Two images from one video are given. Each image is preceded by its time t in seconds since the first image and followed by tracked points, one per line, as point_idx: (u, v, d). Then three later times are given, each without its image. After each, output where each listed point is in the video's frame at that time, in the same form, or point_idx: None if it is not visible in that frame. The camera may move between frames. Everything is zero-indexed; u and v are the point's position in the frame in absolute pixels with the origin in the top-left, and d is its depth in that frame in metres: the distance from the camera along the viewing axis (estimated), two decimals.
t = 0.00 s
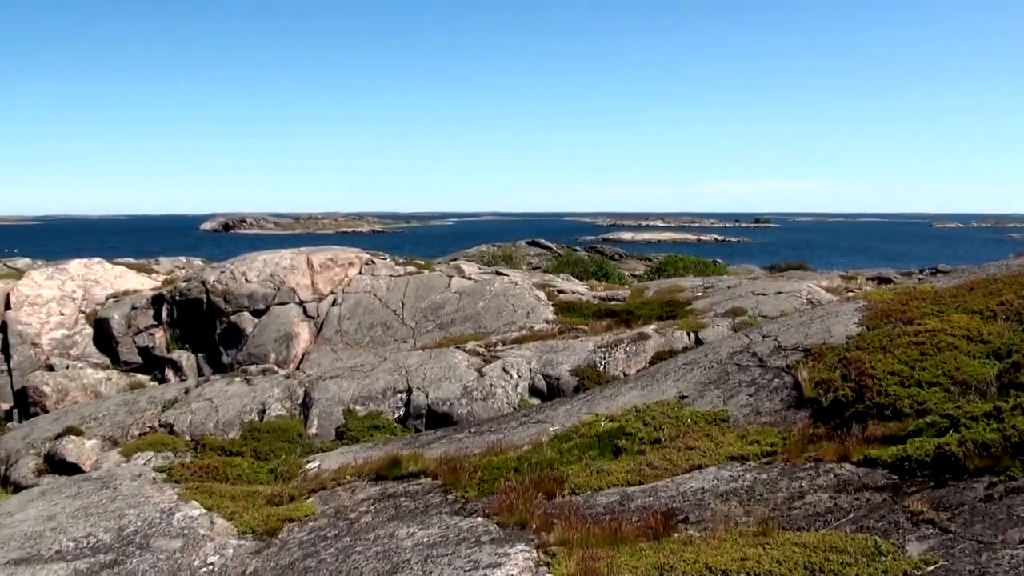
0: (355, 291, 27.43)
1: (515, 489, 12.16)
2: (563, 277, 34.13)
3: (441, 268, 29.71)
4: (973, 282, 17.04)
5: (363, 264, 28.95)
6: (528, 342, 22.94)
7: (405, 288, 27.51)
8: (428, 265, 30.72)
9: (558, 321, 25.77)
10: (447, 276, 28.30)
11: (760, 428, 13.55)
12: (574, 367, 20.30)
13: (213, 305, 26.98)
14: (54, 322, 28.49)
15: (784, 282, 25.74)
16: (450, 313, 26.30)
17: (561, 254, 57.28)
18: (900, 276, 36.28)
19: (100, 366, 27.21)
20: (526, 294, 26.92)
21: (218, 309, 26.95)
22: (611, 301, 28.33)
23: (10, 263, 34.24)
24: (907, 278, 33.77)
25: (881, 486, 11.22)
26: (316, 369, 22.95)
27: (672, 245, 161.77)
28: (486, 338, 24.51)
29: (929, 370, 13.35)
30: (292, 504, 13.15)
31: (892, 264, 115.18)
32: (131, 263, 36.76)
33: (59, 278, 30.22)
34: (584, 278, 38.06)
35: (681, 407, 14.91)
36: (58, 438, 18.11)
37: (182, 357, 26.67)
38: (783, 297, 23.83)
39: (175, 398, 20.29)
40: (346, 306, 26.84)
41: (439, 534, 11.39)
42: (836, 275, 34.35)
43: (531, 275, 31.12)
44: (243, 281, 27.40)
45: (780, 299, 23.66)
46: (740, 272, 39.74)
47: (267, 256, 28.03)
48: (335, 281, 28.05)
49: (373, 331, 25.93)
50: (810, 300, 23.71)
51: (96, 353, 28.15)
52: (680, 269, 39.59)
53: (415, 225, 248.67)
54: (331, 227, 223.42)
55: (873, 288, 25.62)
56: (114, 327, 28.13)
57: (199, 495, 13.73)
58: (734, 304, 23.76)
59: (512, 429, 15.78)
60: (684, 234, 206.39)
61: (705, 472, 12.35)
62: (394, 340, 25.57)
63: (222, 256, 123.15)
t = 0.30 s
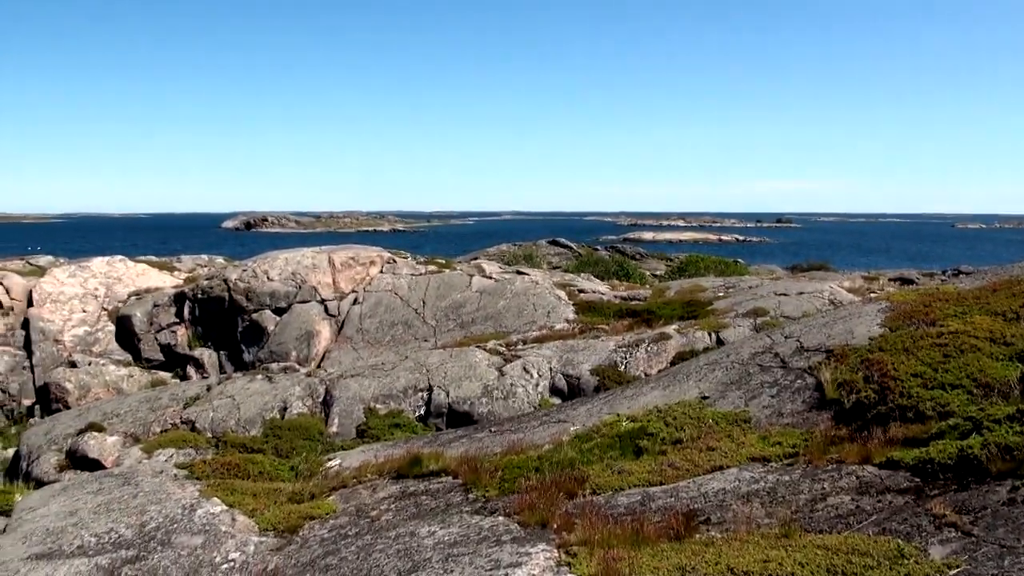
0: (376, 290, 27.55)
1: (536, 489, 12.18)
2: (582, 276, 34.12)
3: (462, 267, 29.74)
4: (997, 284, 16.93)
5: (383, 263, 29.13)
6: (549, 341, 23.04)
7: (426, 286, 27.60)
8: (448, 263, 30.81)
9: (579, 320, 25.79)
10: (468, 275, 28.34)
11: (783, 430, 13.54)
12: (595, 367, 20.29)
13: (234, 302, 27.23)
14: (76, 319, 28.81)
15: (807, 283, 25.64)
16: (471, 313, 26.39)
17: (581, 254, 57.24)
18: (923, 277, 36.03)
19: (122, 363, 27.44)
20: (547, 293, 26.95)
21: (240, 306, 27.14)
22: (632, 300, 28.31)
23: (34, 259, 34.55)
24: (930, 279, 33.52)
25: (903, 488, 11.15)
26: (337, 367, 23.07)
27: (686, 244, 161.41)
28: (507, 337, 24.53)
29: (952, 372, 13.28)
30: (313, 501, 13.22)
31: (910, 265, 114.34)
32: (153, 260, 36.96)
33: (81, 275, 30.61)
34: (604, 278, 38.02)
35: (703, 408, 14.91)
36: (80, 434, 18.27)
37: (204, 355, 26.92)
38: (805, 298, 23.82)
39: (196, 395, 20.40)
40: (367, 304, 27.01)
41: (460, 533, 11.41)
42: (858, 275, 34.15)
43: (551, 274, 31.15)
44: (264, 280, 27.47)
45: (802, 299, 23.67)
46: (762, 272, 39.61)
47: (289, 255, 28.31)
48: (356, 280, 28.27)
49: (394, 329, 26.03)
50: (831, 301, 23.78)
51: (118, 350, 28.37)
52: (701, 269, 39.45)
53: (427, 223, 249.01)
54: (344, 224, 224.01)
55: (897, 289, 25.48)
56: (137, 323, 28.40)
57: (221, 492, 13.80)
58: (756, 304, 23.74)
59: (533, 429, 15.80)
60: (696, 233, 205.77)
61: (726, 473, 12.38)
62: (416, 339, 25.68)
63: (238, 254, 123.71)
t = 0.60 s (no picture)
0: (400, 290, 27.64)
1: (560, 490, 12.20)
2: (605, 277, 34.10)
3: (485, 268, 29.76)
4: None
5: (407, 264, 29.48)
6: (572, 342, 23.11)
7: (450, 287, 27.66)
8: (472, 265, 30.92)
9: (603, 321, 25.79)
10: (491, 276, 28.39)
11: (808, 433, 13.53)
12: (619, 368, 20.40)
13: (259, 302, 27.67)
14: (101, 319, 29.07)
15: (833, 284, 25.50)
16: (494, 313, 26.45)
17: (605, 255, 57.18)
18: (949, 279, 35.72)
19: (146, 362, 27.62)
20: (571, 294, 26.92)
21: (264, 306, 27.59)
22: (656, 302, 28.27)
23: (60, 259, 34.93)
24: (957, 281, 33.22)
25: (929, 492, 11.05)
26: (360, 367, 23.19)
27: (701, 245, 160.76)
28: (531, 338, 24.61)
29: (978, 375, 13.19)
30: (337, 501, 13.28)
31: (932, 266, 113.28)
32: (178, 260, 37.19)
33: (106, 275, 30.80)
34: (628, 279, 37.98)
35: (727, 410, 14.92)
36: (105, 433, 18.43)
37: (229, 355, 27.17)
38: (829, 300, 23.79)
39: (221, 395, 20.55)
40: (391, 304, 27.02)
41: (483, 534, 11.43)
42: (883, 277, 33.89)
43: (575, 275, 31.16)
44: (289, 281, 28.04)
45: (827, 301, 23.65)
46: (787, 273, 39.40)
47: (313, 256, 28.85)
48: (380, 281, 28.60)
49: (418, 330, 26.11)
50: (856, 303, 23.73)
51: (142, 350, 28.60)
52: (725, 270, 39.28)
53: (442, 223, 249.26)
54: (360, 224, 224.64)
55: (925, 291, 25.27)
56: (161, 323, 28.65)
57: (245, 491, 13.87)
58: (781, 307, 23.69)
59: (556, 430, 15.84)
60: (711, 234, 205.00)
61: (751, 476, 12.41)
62: (439, 339, 25.76)
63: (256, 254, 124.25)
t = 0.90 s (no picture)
0: (425, 291, 27.78)
1: (586, 492, 12.22)
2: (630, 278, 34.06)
3: (509, 270, 29.82)
4: None
5: (433, 265, 29.69)
6: (598, 344, 23.19)
7: (475, 288, 27.76)
8: (497, 266, 31.06)
9: (628, 323, 25.77)
10: (515, 277, 28.43)
11: (835, 436, 13.51)
12: (645, 369, 20.37)
13: (285, 303, 28.07)
14: (128, 319, 29.48)
15: (861, 287, 25.35)
16: (519, 314, 26.50)
17: (630, 256, 57.08)
18: (978, 281, 35.33)
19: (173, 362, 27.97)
20: (596, 295, 26.88)
21: (290, 307, 27.97)
22: (681, 303, 28.20)
23: (87, 260, 35.35)
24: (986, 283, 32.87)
25: (957, 496, 10.95)
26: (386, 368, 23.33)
27: (718, 246, 160.01)
28: (556, 339, 24.68)
29: (1007, 378, 13.07)
30: (363, 501, 13.34)
31: (955, 266, 112.15)
32: (205, 262, 37.54)
33: (133, 276, 31.39)
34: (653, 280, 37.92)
35: (754, 412, 14.92)
36: (131, 432, 18.57)
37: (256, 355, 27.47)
38: (856, 302, 23.71)
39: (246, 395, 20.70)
40: (416, 305, 27.14)
41: (509, 535, 11.45)
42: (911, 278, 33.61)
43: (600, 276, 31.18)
44: (315, 281, 28.37)
45: (853, 303, 23.56)
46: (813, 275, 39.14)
47: (339, 258, 29.18)
48: (406, 282, 28.78)
49: (443, 331, 26.27)
50: (884, 305, 23.59)
51: (169, 350, 29.04)
52: (750, 272, 39.09)
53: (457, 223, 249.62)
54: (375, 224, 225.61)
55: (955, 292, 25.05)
56: (188, 323, 29.03)
57: (271, 490, 13.97)
58: (808, 308, 23.59)
59: (582, 431, 15.87)
60: (727, 234, 204.06)
61: (778, 479, 12.41)
62: (464, 340, 25.88)
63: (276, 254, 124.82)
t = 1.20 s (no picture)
0: (452, 292, 27.96)
1: (615, 493, 12.23)
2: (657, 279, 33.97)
3: (534, 271, 29.84)
4: None
5: (460, 266, 29.72)
6: (625, 345, 23.18)
7: (502, 289, 27.83)
8: (524, 266, 31.11)
9: (656, 323, 25.68)
10: (543, 278, 28.32)
11: (864, 437, 13.43)
12: (672, 370, 20.37)
13: (313, 304, 28.25)
14: (157, 320, 29.72)
15: (891, 287, 25.16)
16: (546, 315, 26.51)
17: (657, 257, 56.86)
18: (1009, 282, 34.86)
19: (203, 364, 28.35)
20: (623, 296, 26.83)
21: (318, 308, 28.20)
22: (709, 304, 28.10)
23: (115, 262, 35.74)
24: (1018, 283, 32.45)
25: (987, 499, 10.81)
26: (415, 369, 23.49)
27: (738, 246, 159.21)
28: (583, 340, 24.67)
29: None
30: (391, 502, 13.41)
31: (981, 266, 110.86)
32: (232, 263, 37.85)
33: (162, 278, 31.68)
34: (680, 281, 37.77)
35: (783, 414, 14.87)
36: (160, 432, 18.74)
37: (284, 356, 27.78)
38: (885, 302, 23.58)
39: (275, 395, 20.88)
40: (443, 306, 27.38)
41: (538, 536, 11.46)
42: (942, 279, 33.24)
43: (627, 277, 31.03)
44: (342, 282, 28.49)
45: (883, 303, 23.43)
46: (841, 275, 38.86)
47: (366, 259, 29.29)
48: (433, 283, 28.82)
49: (470, 331, 26.38)
50: (913, 305, 23.42)
51: (198, 350, 29.34)
52: (778, 272, 38.86)
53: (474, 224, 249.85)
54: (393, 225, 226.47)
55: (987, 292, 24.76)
56: (216, 324, 29.24)
57: (300, 490, 14.07)
58: (836, 309, 23.44)
59: (610, 432, 15.87)
60: (745, 234, 202.93)
61: (808, 481, 12.36)
62: (491, 341, 25.98)
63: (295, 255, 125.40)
